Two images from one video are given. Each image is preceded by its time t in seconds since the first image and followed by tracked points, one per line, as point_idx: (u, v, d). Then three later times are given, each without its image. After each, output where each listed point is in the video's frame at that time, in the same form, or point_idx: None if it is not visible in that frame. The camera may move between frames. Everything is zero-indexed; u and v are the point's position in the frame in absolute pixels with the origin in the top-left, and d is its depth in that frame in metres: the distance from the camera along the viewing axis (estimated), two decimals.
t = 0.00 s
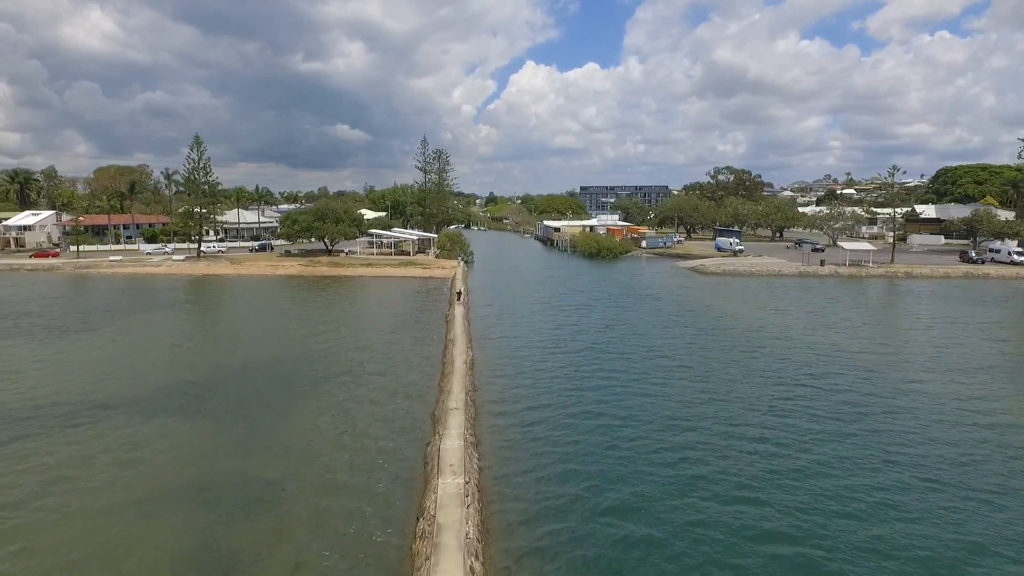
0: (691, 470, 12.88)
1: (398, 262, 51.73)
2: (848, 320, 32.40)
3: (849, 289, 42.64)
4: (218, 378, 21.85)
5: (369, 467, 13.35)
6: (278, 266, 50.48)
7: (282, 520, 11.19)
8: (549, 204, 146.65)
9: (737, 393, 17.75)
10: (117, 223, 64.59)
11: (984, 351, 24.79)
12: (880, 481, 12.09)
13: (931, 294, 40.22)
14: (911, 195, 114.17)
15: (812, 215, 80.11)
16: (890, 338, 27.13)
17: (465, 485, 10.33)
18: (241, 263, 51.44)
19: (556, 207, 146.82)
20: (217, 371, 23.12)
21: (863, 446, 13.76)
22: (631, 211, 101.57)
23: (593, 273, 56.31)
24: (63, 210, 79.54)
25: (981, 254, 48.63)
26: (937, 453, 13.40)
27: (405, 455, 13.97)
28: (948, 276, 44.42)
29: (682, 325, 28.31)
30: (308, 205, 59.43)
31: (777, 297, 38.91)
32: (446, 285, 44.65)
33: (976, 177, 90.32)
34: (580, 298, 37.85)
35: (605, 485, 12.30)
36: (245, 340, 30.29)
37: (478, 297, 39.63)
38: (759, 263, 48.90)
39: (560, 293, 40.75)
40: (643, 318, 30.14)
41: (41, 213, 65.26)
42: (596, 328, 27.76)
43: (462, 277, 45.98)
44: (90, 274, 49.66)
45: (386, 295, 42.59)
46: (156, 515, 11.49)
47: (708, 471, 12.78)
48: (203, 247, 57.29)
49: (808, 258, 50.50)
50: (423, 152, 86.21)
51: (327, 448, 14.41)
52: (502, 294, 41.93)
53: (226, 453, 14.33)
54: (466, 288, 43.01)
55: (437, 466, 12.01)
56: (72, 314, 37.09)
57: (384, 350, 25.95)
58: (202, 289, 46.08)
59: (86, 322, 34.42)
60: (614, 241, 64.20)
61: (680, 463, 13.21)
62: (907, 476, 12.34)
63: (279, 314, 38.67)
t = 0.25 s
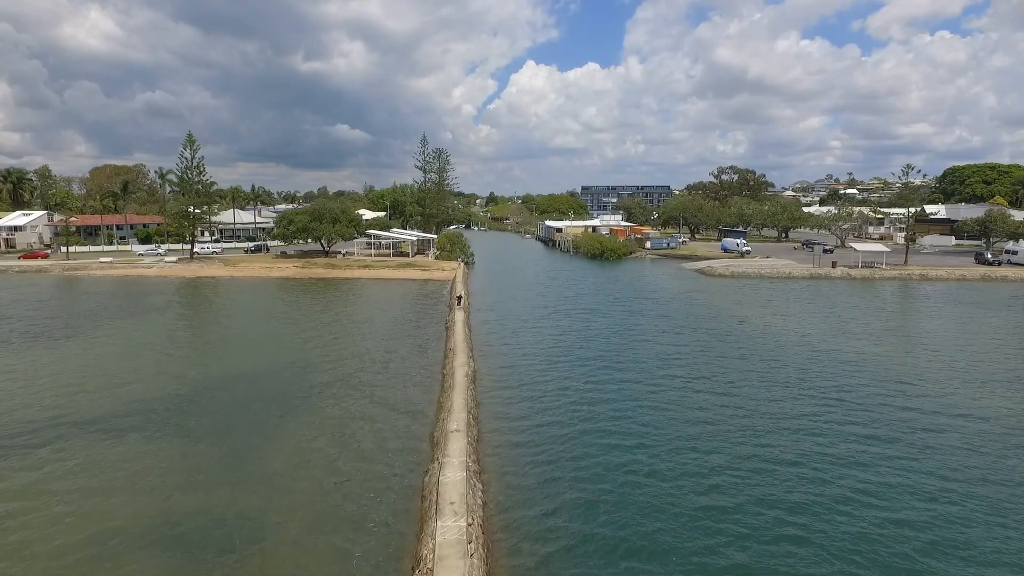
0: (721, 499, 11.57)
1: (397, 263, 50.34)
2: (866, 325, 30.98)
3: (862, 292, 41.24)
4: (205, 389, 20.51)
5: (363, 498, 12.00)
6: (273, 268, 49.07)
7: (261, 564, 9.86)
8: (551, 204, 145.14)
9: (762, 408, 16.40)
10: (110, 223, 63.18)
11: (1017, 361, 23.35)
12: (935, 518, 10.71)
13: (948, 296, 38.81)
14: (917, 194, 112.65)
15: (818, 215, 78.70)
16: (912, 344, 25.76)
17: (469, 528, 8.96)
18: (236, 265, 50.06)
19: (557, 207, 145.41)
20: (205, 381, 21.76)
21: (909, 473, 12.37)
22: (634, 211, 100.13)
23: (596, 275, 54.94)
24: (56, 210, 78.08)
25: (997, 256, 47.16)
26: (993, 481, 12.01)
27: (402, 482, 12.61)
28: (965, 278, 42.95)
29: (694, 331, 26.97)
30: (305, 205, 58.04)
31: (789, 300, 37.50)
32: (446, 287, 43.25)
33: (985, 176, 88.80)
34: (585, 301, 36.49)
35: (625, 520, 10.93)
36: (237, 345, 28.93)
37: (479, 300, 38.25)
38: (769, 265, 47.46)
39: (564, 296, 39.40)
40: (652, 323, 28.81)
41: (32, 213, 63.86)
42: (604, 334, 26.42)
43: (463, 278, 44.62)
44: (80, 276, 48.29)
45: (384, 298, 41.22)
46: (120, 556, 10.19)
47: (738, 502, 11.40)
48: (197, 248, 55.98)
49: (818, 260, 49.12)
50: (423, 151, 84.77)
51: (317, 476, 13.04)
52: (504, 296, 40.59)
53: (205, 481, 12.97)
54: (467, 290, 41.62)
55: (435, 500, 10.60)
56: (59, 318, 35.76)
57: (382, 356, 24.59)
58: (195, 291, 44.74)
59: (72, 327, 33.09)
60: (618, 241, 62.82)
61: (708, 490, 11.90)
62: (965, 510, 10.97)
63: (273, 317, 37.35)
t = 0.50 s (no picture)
0: (756, 539, 10.21)
1: (395, 264, 48.87)
2: (885, 330, 29.54)
3: (876, 294, 39.73)
4: (188, 403, 19.09)
5: (353, 540, 10.67)
6: (268, 270, 47.58)
7: None
8: (551, 203, 143.76)
9: (791, 427, 14.99)
10: (102, 223, 61.74)
11: None
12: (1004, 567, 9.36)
13: (967, 299, 37.27)
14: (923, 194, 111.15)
15: (825, 215, 77.17)
16: (938, 350, 24.30)
17: None
18: (229, 266, 48.58)
19: (558, 207, 143.83)
20: (189, 392, 20.42)
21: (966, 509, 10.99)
22: (637, 210, 98.75)
23: (600, 277, 53.46)
24: (49, 210, 76.63)
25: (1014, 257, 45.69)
26: None
27: (398, 519, 11.30)
28: (983, 280, 41.50)
29: (707, 338, 25.56)
30: (301, 204, 56.63)
31: (802, 304, 36.06)
32: (445, 289, 41.87)
33: (993, 175, 87.34)
34: (590, 305, 35.08)
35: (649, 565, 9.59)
36: (227, 352, 27.47)
37: (480, 304, 36.79)
38: (778, 267, 46.02)
39: (568, 299, 37.95)
40: (663, 329, 27.38)
41: (22, 213, 62.45)
42: (613, 342, 25.01)
43: (463, 280, 43.16)
44: (68, 277, 46.88)
45: (382, 301, 39.78)
46: None
47: (776, 543, 10.06)
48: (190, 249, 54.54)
49: (829, 261, 47.61)
50: (422, 150, 83.21)
51: (303, 514, 11.65)
52: (506, 300, 39.13)
53: (178, 520, 11.56)
54: (467, 293, 40.15)
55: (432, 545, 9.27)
56: (43, 323, 34.40)
57: (378, 364, 23.17)
58: (187, 294, 43.37)
59: (57, 332, 31.75)
60: (621, 242, 61.29)
61: (740, 528, 10.56)
62: None
63: (267, 322, 35.91)
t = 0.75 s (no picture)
0: None
1: (393, 266, 47.58)
2: (905, 336, 28.15)
3: (891, 297, 38.32)
4: (169, 416, 17.83)
5: None
6: (262, 272, 46.25)
7: None
8: (552, 203, 142.42)
9: (822, 449, 13.71)
10: (93, 224, 60.33)
11: None
12: None
13: (987, 302, 35.84)
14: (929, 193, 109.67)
15: (832, 215, 75.70)
16: (965, 358, 22.96)
17: None
18: (222, 268, 47.24)
19: (559, 207, 142.36)
20: (172, 403, 19.17)
21: None
22: (639, 211, 97.40)
23: (604, 279, 52.09)
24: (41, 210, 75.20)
25: None
26: None
27: (388, 560, 10.02)
28: (1000, 283, 40.08)
29: (720, 345, 24.26)
30: (296, 204, 55.24)
31: (814, 308, 34.68)
32: (444, 292, 40.52)
33: (1002, 175, 85.93)
34: (595, 309, 33.75)
35: None
36: (216, 359, 26.22)
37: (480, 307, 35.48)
38: (788, 269, 44.63)
39: (571, 303, 36.59)
40: (673, 336, 26.08)
41: (12, 213, 61.04)
42: (621, 350, 23.73)
43: (462, 282, 41.86)
44: (56, 280, 45.52)
45: (378, 304, 38.49)
46: None
47: None
48: (183, 251, 53.17)
49: (840, 263, 46.22)
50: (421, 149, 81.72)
51: (285, 551, 10.41)
52: (507, 303, 37.81)
53: (146, 559, 10.29)
54: (467, 296, 38.86)
55: None
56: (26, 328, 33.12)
57: (374, 373, 21.89)
58: (178, 297, 42.02)
59: (39, 338, 30.46)
60: (625, 243, 59.84)
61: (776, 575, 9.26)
62: None
63: (259, 326, 34.60)
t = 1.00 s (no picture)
0: None
1: (391, 267, 46.11)
2: (930, 343, 26.69)
3: (908, 301, 36.86)
4: (146, 434, 16.42)
5: None
6: (255, 274, 44.71)
7: None
8: (554, 203, 141.03)
9: (866, 478, 12.26)
10: (84, 224, 58.85)
11: None
12: None
13: (1009, 305, 34.40)
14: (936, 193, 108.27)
15: (839, 215, 74.21)
16: (999, 368, 21.50)
17: None
18: (214, 270, 45.71)
19: (560, 207, 140.82)
20: (151, 418, 17.75)
21: None
22: (642, 211, 95.99)
23: (608, 280, 50.62)
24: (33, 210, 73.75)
25: None
26: None
27: None
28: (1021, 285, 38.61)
29: (736, 354, 22.81)
30: (292, 204, 53.77)
31: (830, 312, 33.21)
32: (444, 295, 39.04)
33: (1011, 174, 84.53)
34: (601, 312, 32.30)
35: None
36: (203, 367, 24.83)
37: (480, 311, 34.05)
38: (799, 271, 43.18)
39: (576, 306, 35.12)
40: (685, 343, 24.63)
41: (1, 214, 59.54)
42: (632, 359, 22.23)
43: (462, 284, 40.42)
44: (43, 282, 44.04)
45: (376, 307, 37.04)
46: None
47: None
48: (175, 252, 51.74)
49: (852, 265, 44.76)
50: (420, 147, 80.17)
51: None
52: (509, 306, 36.34)
53: None
54: (467, 299, 37.40)
55: None
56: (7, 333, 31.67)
57: (368, 385, 20.40)
58: (168, 300, 40.56)
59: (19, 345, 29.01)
60: (629, 244, 58.35)
61: None
62: None
63: (252, 330, 33.21)
